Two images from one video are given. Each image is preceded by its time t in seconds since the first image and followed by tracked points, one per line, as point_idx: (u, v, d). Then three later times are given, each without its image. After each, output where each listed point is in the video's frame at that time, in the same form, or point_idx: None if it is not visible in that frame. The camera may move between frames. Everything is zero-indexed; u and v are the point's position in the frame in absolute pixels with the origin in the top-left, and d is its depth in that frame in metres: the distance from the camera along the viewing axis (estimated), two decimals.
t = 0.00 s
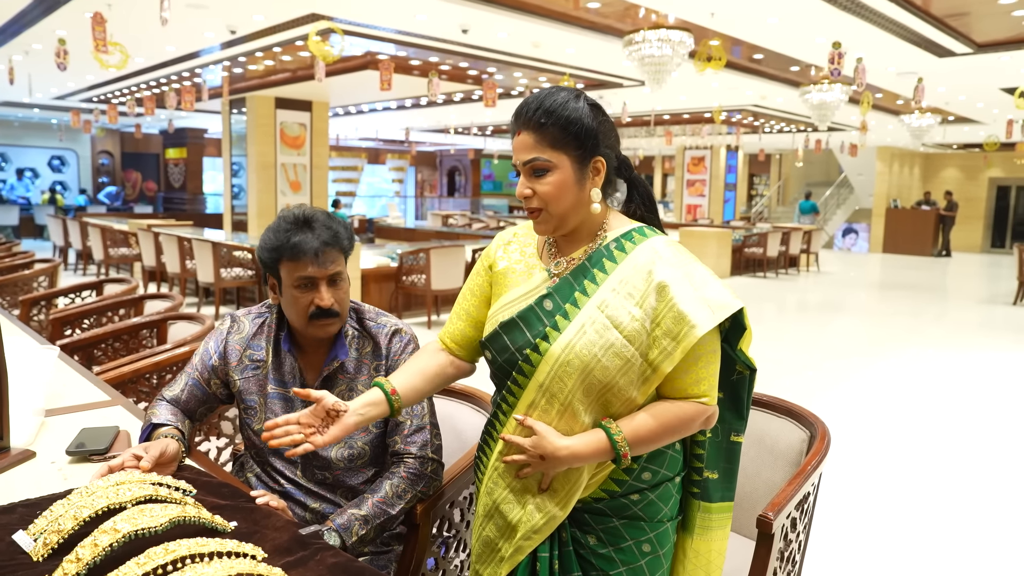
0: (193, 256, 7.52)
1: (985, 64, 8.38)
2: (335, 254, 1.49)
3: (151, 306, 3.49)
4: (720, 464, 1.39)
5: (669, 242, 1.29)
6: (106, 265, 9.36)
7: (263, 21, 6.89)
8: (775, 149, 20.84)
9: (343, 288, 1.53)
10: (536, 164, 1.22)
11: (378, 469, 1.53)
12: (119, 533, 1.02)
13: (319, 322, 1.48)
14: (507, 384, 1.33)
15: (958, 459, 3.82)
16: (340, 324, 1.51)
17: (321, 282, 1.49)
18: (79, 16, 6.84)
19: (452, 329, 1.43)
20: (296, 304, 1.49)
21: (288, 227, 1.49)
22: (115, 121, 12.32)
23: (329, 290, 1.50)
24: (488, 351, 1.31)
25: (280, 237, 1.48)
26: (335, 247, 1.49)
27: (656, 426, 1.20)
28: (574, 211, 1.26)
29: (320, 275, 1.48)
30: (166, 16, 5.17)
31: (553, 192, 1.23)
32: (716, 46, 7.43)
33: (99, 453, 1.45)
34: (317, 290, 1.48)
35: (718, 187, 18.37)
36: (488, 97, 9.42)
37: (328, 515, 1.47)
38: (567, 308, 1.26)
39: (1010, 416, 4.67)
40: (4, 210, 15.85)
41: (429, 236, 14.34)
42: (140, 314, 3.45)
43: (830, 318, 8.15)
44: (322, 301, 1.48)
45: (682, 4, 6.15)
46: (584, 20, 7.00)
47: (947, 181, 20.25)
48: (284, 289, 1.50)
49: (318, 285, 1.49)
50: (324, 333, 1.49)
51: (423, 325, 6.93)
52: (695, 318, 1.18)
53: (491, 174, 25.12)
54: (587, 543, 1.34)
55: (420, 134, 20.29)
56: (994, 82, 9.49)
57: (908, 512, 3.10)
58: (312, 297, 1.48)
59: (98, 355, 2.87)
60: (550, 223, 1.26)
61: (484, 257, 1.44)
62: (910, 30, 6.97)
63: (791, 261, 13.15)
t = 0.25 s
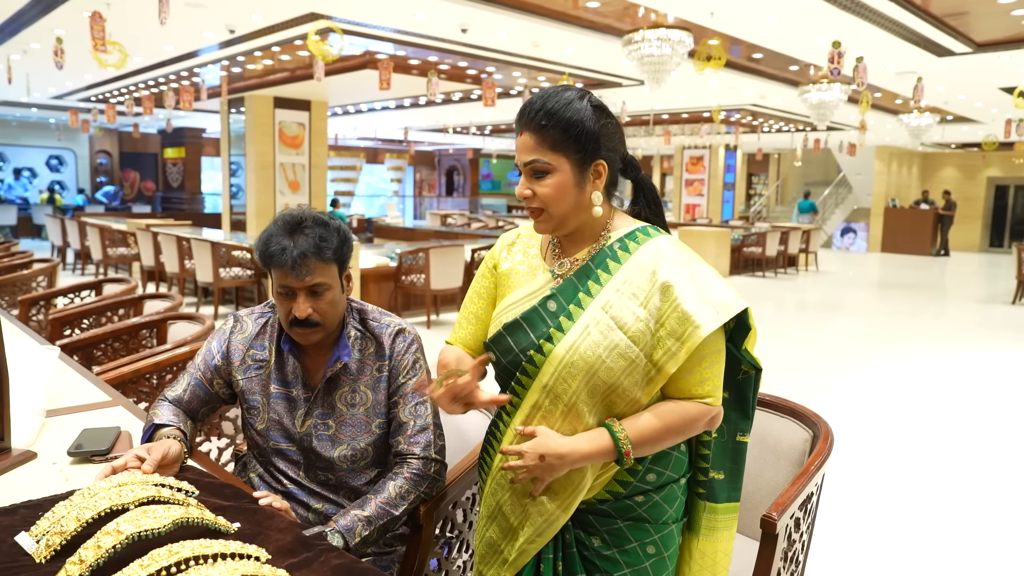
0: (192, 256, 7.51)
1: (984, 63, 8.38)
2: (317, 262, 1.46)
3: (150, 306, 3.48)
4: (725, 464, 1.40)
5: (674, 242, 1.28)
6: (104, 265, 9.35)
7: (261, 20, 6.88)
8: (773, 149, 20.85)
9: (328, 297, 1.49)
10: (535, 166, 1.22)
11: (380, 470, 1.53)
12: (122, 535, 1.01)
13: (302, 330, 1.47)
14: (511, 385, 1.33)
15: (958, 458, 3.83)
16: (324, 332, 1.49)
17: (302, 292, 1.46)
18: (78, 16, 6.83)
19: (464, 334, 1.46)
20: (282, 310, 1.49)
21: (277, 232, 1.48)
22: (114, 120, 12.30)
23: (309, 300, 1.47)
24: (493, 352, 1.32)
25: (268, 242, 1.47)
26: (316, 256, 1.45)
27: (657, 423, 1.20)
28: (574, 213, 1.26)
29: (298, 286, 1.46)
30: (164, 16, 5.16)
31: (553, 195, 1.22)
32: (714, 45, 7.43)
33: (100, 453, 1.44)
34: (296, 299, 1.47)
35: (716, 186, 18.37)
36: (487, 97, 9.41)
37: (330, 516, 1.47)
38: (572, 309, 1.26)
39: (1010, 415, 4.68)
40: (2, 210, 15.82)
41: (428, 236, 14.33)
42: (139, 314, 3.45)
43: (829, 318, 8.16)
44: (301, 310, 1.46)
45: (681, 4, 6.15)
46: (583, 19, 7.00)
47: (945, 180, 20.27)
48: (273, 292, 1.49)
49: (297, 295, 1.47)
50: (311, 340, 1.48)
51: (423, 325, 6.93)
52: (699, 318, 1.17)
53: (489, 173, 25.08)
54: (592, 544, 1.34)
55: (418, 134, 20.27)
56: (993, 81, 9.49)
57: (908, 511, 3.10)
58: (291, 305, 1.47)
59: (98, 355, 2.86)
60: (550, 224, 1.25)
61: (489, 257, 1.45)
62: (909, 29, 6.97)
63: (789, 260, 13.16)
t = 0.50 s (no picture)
0: (191, 256, 7.50)
1: (983, 62, 8.39)
2: (318, 261, 1.45)
3: (150, 306, 3.47)
4: (734, 469, 1.38)
5: (684, 243, 1.27)
6: (103, 265, 9.34)
7: (260, 20, 6.87)
8: (772, 148, 20.85)
9: (332, 296, 1.49)
10: (546, 167, 1.22)
11: (384, 471, 1.52)
12: (127, 537, 1.01)
13: (305, 331, 1.46)
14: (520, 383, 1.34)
15: (958, 457, 3.83)
16: (328, 331, 1.48)
17: (303, 292, 1.46)
18: (77, 16, 6.82)
19: (471, 327, 1.45)
20: (285, 310, 1.48)
21: (278, 233, 1.47)
22: (112, 120, 12.28)
23: (313, 300, 1.47)
24: (501, 351, 1.33)
25: (269, 243, 1.47)
26: (317, 256, 1.45)
27: (626, 427, 1.15)
28: (584, 216, 1.25)
29: (300, 286, 1.45)
30: (163, 16, 5.15)
31: (563, 197, 1.22)
32: (714, 44, 7.43)
33: (103, 455, 1.43)
34: (298, 300, 1.46)
35: (715, 186, 18.37)
36: (486, 97, 9.41)
37: (333, 518, 1.47)
38: (579, 307, 1.26)
39: (1010, 414, 4.68)
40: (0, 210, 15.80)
41: (427, 235, 14.32)
42: (139, 315, 3.44)
43: (828, 317, 8.16)
44: (304, 310, 1.45)
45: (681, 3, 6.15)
46: (583, 18, 7.00)
47: (944, 180, 20.28)
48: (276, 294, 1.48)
49: (299, 295, 1.46)
50: (312, 340, 1.47)
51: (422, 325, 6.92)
52: (699, 321, 1.16)
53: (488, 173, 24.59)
54: (599, 546, 1.35)
55: (417, 134, 20.26)
56: (992, 80, 9.50)
57: (909, 510, 3.11)
58: (294, 305, 1.46)
59: (98, 356, 2.85)
60: (560, 225, 1.25)
61: (498, 253, 1.45)
62: (909, 28, 6.97)
63: (788, 260, 13.16)
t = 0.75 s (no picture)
0: (191, 256, 7.49)
1: (982, 63, 8.39)
2: (322, 261, 1.45)
3: (150, 307, 3.47)
4: (742, 477, 1.37)
5: (690, 249, 1.26)
6: (102, 265, 9.33)
7: (260, 20, 6.86)
8: (771, 149, 20.85)
9: (336, 296, 1.49)
10: (557, 169, 1.22)
11: (387, 472, 1.52)
12: (130, 538, 1.00)
13: (309, 331, 1.46)
14: (525, 383, 1.34)
15: (958, 457, 3.83)
16: (333, 331, 1.48)
17: (308, 292, 1.46)
18: (77, 16, 6.81)
19: (483, 332, 1.45)
20: (288, 311, 1.48)
21: (281, 234, 1.47)
22: (111, 120, 12.28)
23: (318, 300, 1.47)
24: (506, 350, 1.34)
25: (272, 244, 1.46)
26: (321, 256, 1.45)
27: (610, 435, 1.18)
28: (592, 219, 1.26)
29: (305, 286, 1.45)
30: (163, 16, 5.14)
31: (572, 199, 1.23)
32: (714, 45, 7.44)
33: (104, 456, 1.43)
34: (304, 300, 1.46)
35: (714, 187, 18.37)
36: (486, 97, 9.41)
37: (336, 519, 1.47)
38: (582, 310, 1.26)
39: (1009, 415, 4.68)
40: None
41: (426, 236, 14.32)
42: (139, 315, 3.43)
43: (827, 317, 8.16)
44: (310, 310, 1.45)
45: (681, 4, 6.15)
46: (583, 19, 7.00)
47: (943, 180, 20.29)
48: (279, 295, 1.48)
49: (304, 296, 1.46)
50: (316, 341, 1.47)
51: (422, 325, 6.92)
52: (698, 329, 1.16)
53: (487, 174, 24.40)
54: (599, 549, 1.34)
55: (416, 134, 20.25)
56: (992, 81, 9.50)
57: (910, 510, 3.11)
58: (299, 306, 1.46)
59: (98, 357, 2.84)
60: (567, 227, 1.26)
61: (509, 254, 1.45)
62: (909, 29, 6.98)
63: (787, 260, 13.17)
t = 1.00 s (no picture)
0: (190, 257, 7.49)
1: (982, 62, 8.39)
2: (324, 260, 1.45)
3: (150, 308, 3.46)
4: (744, 480, 1.37)
5: (691, 249, 1.26)
6: (101, 266, 9.33)
7: (259, 20, 6.85)
8: (770, 148, 20.86)
9: (340, 295, 1.49)
10: (559, 167, 1.23)
11: (388, 472, 1.52)
12: (132, 539, 1.00)
13: (312, 331, 1.46)
14: (526, 383, 1.35)
15: (958, 457, 3.83)
16: (336, 330, 1.49)
17: (312, 291, 1.46)
18: (75, 16, 6.81)
19: (488, 333, 1.45)
20: (292, 311, 1.47)
21: (282, 233, 1.47)
22: (110, 120, 12.27)
23: (321, 299, 1.47)
24: (506, 350, 1.33)
25: (274, 243, 1.46)
26: (324, 254, 1.45)
27: (615, 444, 1.19)
28: (594, 217, 1.26)
29: (309, 285, 1.45)
30: (162, 16, 5.14)
31: (574, 197, 1.23)
32: (713, 44, 7.43)
33: (106, 457, 1.43)
34: (308, 300, 1.46)
35: (714, 186, 18.38)
36: (485, 97, 9.40)
37: (337, 520, 1.47)
38: (581, 310, 1.26)
39: (1010, 414, 4.68)
40: None
41: (425, 236, 14.31)
42: (139, 316, 3.43)
43: (827, 317, 8.17)
44: (313, 310, 1.45)
45: (680, 3, 6.14)
46: (582, 18, 7.00)
47: (942, 180, 20.30)
48: (280, 294, 1.48)
49: (308, 294, 1.46)
50: (319, 341, 1.47)
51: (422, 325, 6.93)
52: (696, 329, 1.16)
53: (486, 174, 24.56)
54: (599, 549, 1.34)
55: (416, 134, 20.25)
56: (992, 80, 9.49)
57: (911, 510, 3.11)
58: (302, 305, 1.46)
59: (98, 358, 2.84)
60: (569, 225, 1.26)
61: (512, 256, 1.46)
62: (908, 28, 6.98)
63: (787, 260, 13.18)
